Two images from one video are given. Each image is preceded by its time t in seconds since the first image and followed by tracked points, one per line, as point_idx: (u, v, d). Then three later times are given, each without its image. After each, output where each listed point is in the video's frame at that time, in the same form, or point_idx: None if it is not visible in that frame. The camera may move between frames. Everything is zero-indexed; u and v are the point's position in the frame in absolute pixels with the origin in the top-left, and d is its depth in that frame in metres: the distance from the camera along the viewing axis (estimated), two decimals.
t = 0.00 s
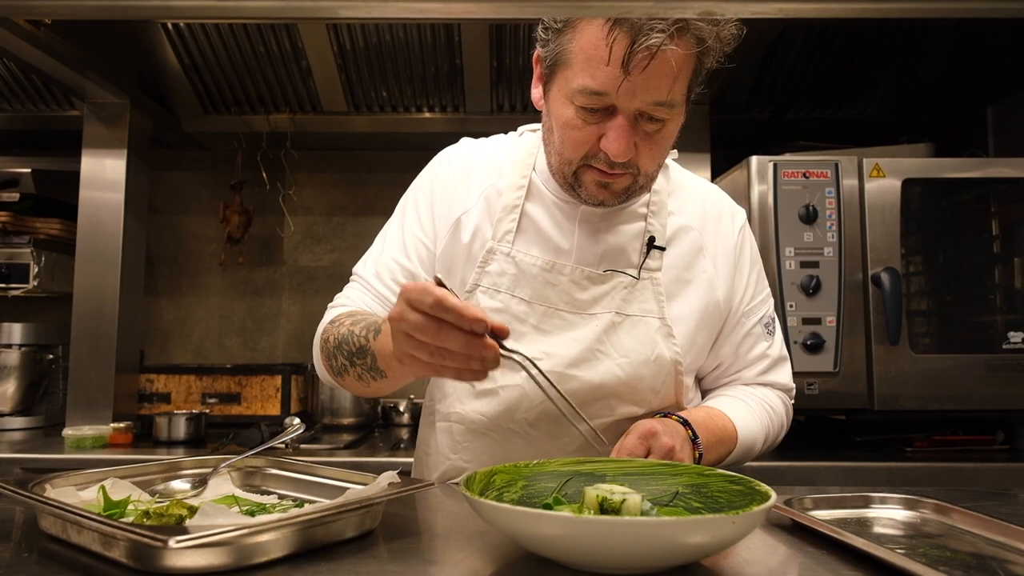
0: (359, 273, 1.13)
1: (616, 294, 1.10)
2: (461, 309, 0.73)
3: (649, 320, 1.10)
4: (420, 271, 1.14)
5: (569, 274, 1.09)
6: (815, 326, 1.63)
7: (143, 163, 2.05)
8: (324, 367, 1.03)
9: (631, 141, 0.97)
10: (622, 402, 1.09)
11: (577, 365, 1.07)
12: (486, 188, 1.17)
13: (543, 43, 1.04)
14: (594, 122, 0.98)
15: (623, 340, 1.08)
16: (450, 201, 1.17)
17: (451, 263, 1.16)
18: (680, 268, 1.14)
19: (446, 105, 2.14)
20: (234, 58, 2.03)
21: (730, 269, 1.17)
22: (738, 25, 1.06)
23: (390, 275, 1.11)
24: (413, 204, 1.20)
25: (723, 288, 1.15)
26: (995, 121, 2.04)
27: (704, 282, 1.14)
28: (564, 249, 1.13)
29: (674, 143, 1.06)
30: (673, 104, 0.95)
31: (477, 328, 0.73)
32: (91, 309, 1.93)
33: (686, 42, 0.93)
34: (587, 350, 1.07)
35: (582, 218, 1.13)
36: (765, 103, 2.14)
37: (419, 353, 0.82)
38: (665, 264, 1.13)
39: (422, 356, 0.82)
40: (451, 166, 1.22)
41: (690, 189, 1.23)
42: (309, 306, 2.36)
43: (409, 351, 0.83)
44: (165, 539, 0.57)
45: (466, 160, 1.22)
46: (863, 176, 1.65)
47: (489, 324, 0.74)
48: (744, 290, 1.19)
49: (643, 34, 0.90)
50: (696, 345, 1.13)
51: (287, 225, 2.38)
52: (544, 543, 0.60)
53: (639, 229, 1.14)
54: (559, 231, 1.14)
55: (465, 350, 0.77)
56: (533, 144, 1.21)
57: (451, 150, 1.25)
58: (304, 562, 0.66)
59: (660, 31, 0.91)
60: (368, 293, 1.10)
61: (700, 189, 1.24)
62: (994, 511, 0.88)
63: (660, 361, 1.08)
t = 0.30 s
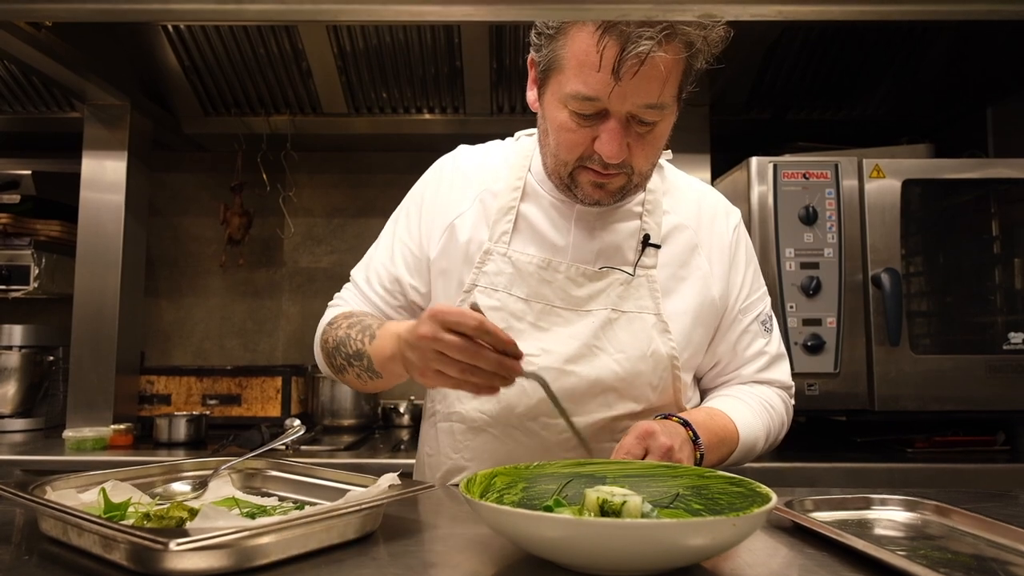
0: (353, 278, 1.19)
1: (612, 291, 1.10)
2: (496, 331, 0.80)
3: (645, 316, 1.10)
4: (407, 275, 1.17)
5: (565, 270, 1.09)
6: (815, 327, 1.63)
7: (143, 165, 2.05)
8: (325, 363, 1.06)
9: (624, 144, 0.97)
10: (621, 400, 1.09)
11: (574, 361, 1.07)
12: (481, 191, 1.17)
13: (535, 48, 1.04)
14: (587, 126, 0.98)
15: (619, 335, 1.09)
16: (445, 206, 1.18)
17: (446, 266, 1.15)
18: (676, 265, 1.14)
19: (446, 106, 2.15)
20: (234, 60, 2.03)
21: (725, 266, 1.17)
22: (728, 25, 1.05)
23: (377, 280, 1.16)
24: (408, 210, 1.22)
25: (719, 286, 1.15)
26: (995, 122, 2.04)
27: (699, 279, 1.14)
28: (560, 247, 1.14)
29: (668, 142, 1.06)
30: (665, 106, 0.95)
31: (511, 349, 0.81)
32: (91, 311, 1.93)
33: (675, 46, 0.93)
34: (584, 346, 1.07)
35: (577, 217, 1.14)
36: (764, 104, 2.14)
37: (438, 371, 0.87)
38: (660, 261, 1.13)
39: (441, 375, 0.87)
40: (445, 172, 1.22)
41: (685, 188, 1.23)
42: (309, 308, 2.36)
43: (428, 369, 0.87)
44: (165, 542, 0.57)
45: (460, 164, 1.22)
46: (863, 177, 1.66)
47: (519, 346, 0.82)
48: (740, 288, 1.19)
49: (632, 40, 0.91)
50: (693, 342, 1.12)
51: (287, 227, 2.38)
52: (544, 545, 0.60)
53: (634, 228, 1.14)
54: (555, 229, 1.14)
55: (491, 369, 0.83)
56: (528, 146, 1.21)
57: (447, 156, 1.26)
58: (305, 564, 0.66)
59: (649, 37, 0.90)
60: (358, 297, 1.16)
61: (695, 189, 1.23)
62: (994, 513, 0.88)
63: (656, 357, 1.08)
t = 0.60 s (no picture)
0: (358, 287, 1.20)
1: (610, 287, 1.10)
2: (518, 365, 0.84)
3: (642, 313, 1.10)
4: (411, 281, 1.17)
5: (563, 269, 1.10)
6: (816, 328, 1.63)
7: (143, 166, 2.05)
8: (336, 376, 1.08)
9: (615, 137, 0.97)
10: (621, 398, 1.08)
11: (571, 358, 1.07)
12: (480, 195, 1.18)
13: (524, 50, 1.05)
14: (578, 121, 0.98)
15: (616, 332, 1.09)
16: (444, 209, 1.18)
17: (446, 268, 1.15)
18: (672, 263, 1.14)
19: (446, 107, 2.15)
20: (234, 62, 2.03)
21: (721, 264, 1.18)
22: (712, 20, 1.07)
23: (384, 287, 1.17)
24: (409, 216, 1.23)
25: (715, 283, 1.15)
26: (994, 122, 2.04)
27: (696, 276, 1.14)
28: (558, 246, 1.13)
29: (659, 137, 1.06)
30: (653, 98, 0.95)
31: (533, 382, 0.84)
32: (91, 312, 1.93)
33: (660, 38, 0.94)
34: (583, 342, 1.07)
35: (574, 216, 1.14)
36: (764, 105, 2.15)
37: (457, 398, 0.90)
38: (657, 259, 1.13)
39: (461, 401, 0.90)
40: (444, 177, 1.23)
41: (680, 187, 1.23)
42: (309, 310, 2.36)
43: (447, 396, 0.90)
44: (165, 543, 0.57)
45: (458, 169, 1.23)
46: (863, 178, 1.66)
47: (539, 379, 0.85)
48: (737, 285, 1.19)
49: (616, 33, 0.92)
50: (691, 339, 1.12)
51: (287, 228, 2.38)
52: (544, 546, 0.60)
53: (630, 226, 1.15)
54: (552, 229, 1.14)
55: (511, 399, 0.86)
56: (525, 149, 1.21)
57: (445, 161, 1.26)
58: (305, 565, 0.66)
59: (633, 29, 0.91)
60: (364, 306, 1.17)
61: (690, 188, 1.23)
62: (995, 514, 0.88)
63: (654, 353, 1.08)
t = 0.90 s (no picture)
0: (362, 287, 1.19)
1: (613, 287, 1.10)
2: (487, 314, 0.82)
3: (645, 313, 1.10)
4: (416, 281, 1.17)
5: (567, 269, 1.09)
6: (816, 328, 1.63)
7: (143, 167, 2.05)
8: (337, 375, 1.07)
9: (621, 133, 0.98)
10: (624, 398, 1.08)
11: (575, 357, 1.07)
12: (483, 195, 1.18)
13: (530, 48, 1.05)
14: (585, 118, 0.98)
15: (620, 332, 1.09)
16: (448, 209, 1.18)
17: (450, 268, 1.15)
18: (675, 263, 1.14)
19: (446, 108, 2.15)
20: (234, 62, 2.03)
21: (725, 264, 1.18)
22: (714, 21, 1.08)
23: (388, 286, 1.16)
24: (412, 217, 1.23)
25: (718, 283, 1.15)
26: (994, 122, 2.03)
27: (700, 277, 1.14)
28: (562, 246, 1.14)
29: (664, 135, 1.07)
30: (659, 94, 0.96)
31: (506, 330, 0.82)
32: (92, 313, 1.93)
33: (667, 35, 0.95)
34: (587, 342, 1.07)
35: (577, 216, 1.14)
36: (764, 105, 2.15)
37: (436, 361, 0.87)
38: (660, 259, 1.14)
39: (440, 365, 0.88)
40: (447, 177, 1.22)
41: (683, 188, 1.23)
42: (309, 310, 2.36)
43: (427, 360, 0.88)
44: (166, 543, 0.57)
45: (460, 168, 1.23)
46: (863, 179, 1.66)
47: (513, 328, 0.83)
48: (740, 286, 1.19)
49: (624, 29, 0.92)
50: (694, 339, 1.12)
51: (287, 229, 2.38)
52: (544, 547, 0.60)
53: (634, 227, 1.15)
54: (556, 229, 1.15)
55: (488, 353, 0.84)
56: (528, 150, 1.22)
57: (447, 162, 1.26)
58: (305, 566, 0.66)
59: (640, 25, 0.92)
60: (368, 307, 1.16)
61: (693, 189, 1.24)
62: (996, 515, 0.87)
63: (657, 353, 1.08)
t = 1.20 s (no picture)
0: (377, 284, 1.12)
1: (624, 290, 1.10)
2: (521, 328, 0.77)
3: (655, 315, 1.10)
4: (437, 277, 1.14)
5: (580, 270, 1.10)
6: (816, 329, 1.63)
7: (143, 167, 2.05)
8: (353, 384, 1.01)
9: (640, 133, 0.98)
10: (633, 400, 1.08)
11: (585, 359, 1.07)
12: (494, 193, 1.17)
13: (550, 45, 1.05)
14: (604, 116, 0.98)
15: (630, 334, 1.09)
16: (459, 207, 1.17)
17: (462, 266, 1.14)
18: (685, 265, 1.14)
19: (446, 108, 2.15)
20: (234, 63, 2.03)
21: (734, 268, 1.18)
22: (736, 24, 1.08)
23: (408, 284, 1.11)
24: (422, 210, 1.20)
25: (727, 286, 1.16)
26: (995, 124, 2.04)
27: (709, 279, 1.14)
28: (573, 247, 1.13)
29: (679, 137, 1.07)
30: (680, 96, 0.96)
31: (542, 344, 0.77)
32: (92, 313, 1.93)
33: (690, 36, 0.95)
34: (597, 344, 1.07)
35: (590, 217, 1.14)
36: (765, 105, 2.15)
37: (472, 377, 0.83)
38: (670, 262, 1.14)
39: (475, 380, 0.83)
40: (458, 174, 1.21)
41: (693, 191, 1.23)
42: (310, 311, 2.36)
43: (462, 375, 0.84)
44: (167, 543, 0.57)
45: (470, 166, 1.22)
46: (863, 179, 1.66)
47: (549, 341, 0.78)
48: (748, 289, 1.19)
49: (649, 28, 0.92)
50: (702, 341, 1.12)
51: (288, 229, 2.38)
52: (544, 547, 0.60)
53: (645, 228, 1.15)
54: (568, 230, 1.14)
55: (524, 367, 0.79)
56: (538, 149, 1.21)
57: (455, 159, 1.25)
58: (306, 566, 0.66)
59: (666, 25, 0.92)
60: (387, 307, 1.08)
61: (702, 192, 1.24)
62: (997, 515, 0.87)
63: (667, 356, 1.09)
